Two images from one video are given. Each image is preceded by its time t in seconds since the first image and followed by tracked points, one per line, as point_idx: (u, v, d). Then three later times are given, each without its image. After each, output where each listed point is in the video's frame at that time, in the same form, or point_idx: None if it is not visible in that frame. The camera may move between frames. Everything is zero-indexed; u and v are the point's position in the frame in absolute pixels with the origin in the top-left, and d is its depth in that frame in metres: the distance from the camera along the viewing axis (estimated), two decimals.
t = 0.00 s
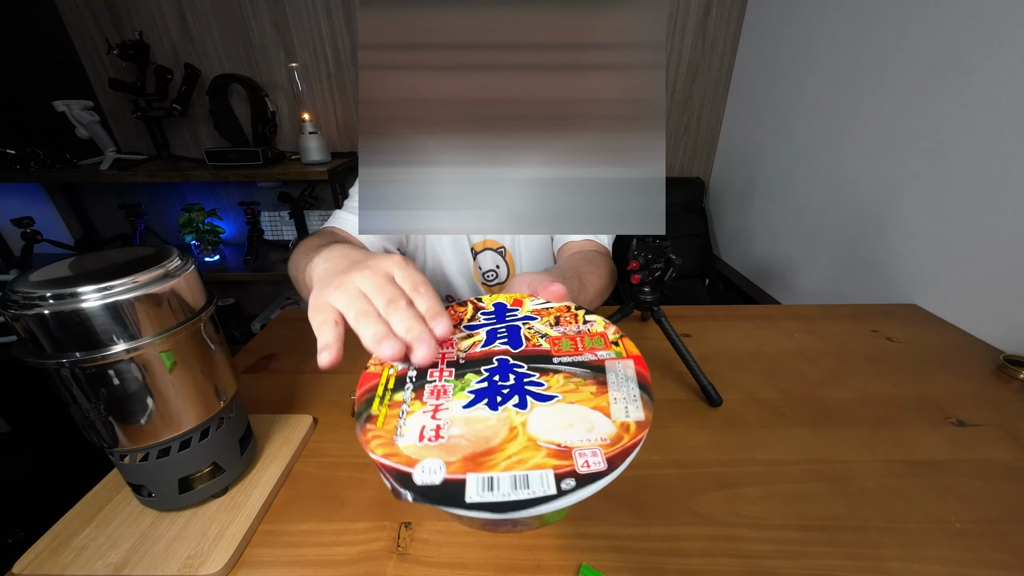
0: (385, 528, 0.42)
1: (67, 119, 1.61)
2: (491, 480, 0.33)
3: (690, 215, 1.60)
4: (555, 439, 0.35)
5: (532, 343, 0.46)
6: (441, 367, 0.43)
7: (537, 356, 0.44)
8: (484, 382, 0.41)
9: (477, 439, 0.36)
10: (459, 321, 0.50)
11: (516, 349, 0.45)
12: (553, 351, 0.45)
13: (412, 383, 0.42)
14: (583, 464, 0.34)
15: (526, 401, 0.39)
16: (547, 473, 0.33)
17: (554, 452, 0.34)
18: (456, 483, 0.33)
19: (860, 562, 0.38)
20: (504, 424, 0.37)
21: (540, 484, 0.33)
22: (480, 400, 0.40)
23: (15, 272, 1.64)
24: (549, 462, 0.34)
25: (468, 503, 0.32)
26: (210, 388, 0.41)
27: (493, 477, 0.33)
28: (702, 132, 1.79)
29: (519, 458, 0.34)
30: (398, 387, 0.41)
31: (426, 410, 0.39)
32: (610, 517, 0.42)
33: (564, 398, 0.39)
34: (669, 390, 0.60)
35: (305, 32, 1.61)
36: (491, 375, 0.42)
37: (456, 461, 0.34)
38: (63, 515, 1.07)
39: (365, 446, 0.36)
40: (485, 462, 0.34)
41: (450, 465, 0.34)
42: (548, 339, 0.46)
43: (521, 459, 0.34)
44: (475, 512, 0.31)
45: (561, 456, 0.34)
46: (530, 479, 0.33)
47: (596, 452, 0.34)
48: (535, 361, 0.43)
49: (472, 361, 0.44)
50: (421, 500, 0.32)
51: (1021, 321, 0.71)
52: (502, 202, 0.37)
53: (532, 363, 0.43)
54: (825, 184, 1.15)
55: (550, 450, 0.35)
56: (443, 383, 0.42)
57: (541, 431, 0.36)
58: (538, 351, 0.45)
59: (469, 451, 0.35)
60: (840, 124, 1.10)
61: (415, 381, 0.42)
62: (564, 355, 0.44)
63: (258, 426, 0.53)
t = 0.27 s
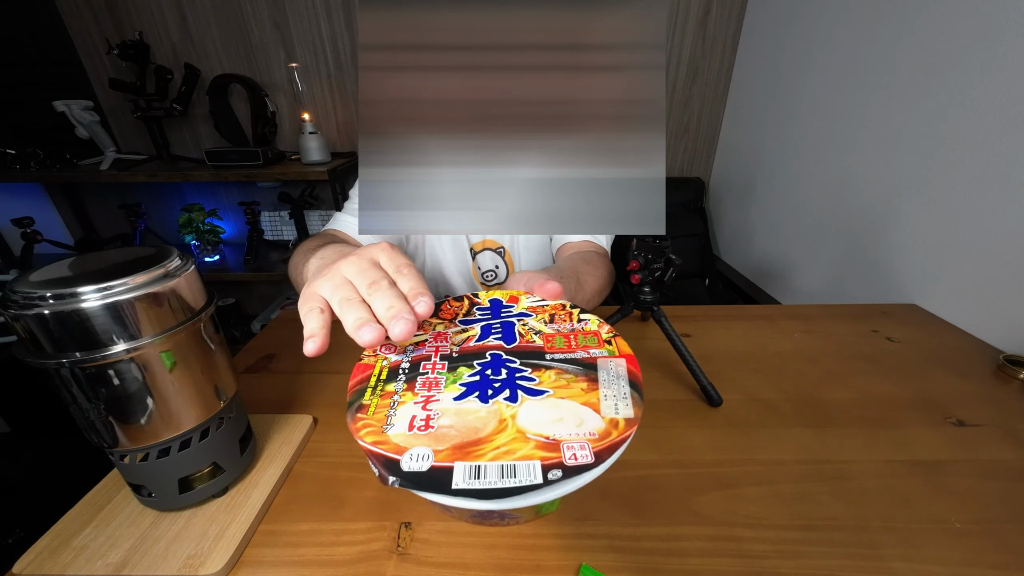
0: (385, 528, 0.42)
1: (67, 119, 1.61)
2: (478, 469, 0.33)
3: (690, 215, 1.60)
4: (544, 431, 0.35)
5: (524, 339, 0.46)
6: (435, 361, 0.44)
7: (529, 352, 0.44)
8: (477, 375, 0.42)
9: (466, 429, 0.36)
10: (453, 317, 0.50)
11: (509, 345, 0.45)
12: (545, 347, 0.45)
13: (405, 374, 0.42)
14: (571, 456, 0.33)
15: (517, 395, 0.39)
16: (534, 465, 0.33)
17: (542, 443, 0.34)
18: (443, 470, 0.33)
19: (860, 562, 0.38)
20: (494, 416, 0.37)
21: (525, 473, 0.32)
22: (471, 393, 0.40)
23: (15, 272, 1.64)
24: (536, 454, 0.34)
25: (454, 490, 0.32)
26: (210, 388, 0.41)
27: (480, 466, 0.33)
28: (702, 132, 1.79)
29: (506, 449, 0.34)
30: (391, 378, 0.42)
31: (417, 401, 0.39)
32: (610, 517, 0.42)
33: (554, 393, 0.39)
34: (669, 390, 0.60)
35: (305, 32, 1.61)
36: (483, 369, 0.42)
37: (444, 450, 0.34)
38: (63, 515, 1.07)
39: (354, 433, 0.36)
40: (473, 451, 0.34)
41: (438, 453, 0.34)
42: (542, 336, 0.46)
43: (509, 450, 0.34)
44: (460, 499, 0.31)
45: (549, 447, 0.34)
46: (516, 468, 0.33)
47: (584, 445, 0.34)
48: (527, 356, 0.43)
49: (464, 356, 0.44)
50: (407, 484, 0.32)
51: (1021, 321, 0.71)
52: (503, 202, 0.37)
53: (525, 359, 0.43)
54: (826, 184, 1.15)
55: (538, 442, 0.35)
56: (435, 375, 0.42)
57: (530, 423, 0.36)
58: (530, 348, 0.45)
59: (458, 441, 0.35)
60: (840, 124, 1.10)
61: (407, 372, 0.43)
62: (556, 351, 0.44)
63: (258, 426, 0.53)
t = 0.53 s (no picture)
0: (385, 528, 0.42)
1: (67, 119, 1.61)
2: (473, 467, 0.33)
3: (690, 215, 1.60)
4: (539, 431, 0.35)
5: (521, 340, 0.46)
6: (431, 361, 0.44)
7: (525, 352, 0.44)
8: (472, 376, 0.42)
9: (462, 429, 0.36)
10: (450, 318, 0.50)
11: (505, 345, 0.45)
12: (541, 348, 0.45)
13: (401, 375, 0.42)
14: (565, 456, 0.33)
15: (512, 395, 0.39)
16: (529, 464, 0.33)
17: (537, 443, 0.34)
18: (438, 469, 0.33)
19: (860, 562, 0.38)
20: (489, 416, 0.37)
21: (520, 472, 0.32)
22: (467, 394, 0.40)
23: (15, 272, 1.64)
24: (531, 453, 0.34)
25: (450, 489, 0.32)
26: (210, 388, 0.41)
27: (476, 465, 0.33)
28: (702, 132, 1.79)
29: (501, 449, 0.34)
30: (388, 379, 0.42)
31: (413, 402, 0.39)
32: (610, 517, 0.42)
33: (550, 393, 0.39)
34: (669, 390, 0.60)
35: (305, 32, 1.61)
36: (479, 369, 0.42)
37: (439, 449, 0.34)
38: (63, 515, 1.07)
39: (350, 434, 0.36)
40: (468, 451, 0.34)
41: (433, 453, 0.34)
42: (538, 336, 0.46)
43: (504, 450, 0.34)
44: (457, 498, 0.31)
45: (543, 447, 0.34)
46: (511, 468, 0.33)
47: (578, 445, 0.34)
48: (523, 357, 0.43)
49: (460, 357, 0.44)
50: (403, 483, 0.32)
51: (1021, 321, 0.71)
52: (502, 201, 0.37)
53: (520, 359, 0.43)
54: (826, 184, 1.15)
55: (533, 442, 0.35)
56: (431, 375, 0.42)
57: (525, 423, 0.36)
58: (526, 348, 0.45)
59: (454, 440, 0.35)
60: (839, 124, 1.10)
61: (404, 372, 0.43)
62: (552, 352, 0.44)
63: (259, 426, 0.53)
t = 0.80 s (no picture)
0: (385, 528, 0.42)
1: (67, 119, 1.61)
2: (471, 462, 0.33)
3: (690, 215, 1.60)
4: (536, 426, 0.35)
5: (518, 338, 0.46)
6: (430, 359, 0.44)
7: (522, 349, 0.44)
8: (470, 373, 0.42)
9: (460, 425, 0.36)
10: (448, 316, 0.50)
11: (503, 343, 0.45)
12: (539, 345, 0.45)
13: (400, 373, 0.42)
14: (562, 449, 0.34)
15: (510, 391, 0.39)
16: (527, 457, 0.33)
17: (534, 437, 0.34)
18: (437, 463, 0.33)
19: (860, 562, 0.38)
20: (487, 411, 0.37)
21: (517, 465, 0.33)
22: (465, 390, 0.40)
23: (15, 272, 1.64)
24: (529, 447, 0.34)
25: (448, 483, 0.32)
26: (210, 387, 0.41)
27: (474, 459, 0.33)
28: (702, 132, 1.79)
29: (498, 443, 0.34)
30: (387, 377, 0.42)
31: (412, 399, 0.39)
32: (610, 517, 0.42)
33: (547, 389, 0.39)
34: (668, 390, 0.60)
35: (305, 32, 1.61)
36: (477, 366, 0.42)
37: (437, 444, 0.35)
38: (63, 515, 1.07)
39: (350, 430, 0.36)
40: (466, 446, 0.34)
41: (432, 448, 0.34)
42: (535, 334, 0.46)
43: (502, 444, 0.34)
44: (454, 491, 0.32)
45: (541, 441, 0.34)
46: (508, 461, 0.33)
47: (575, 438, 0.34)
48: (520, 354, 0.43)
49: (459, 356, 0.44)
50: (402, 477, 0.32)
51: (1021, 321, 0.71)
52: (502, 200, 0.37)
53: (518, 356, 0.43)
54: (826, 185, 1.15)
55: (531, 436, 0.35)
56: (430, 373, 0.42)
57: (523, 418, 0.36)
58: (524, 346, 0.45)
59: (452, 435, 0.35)
60: (839, 124, 1.10)
61: (403, 370, 0.43)
62: (549, 349, 0.44)
63: (259, 426, 0.53)
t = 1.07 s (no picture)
0: (385, 528, 0.42)
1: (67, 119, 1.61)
2: (480, 454, 0.33)
3: (690, 215, 1.60)
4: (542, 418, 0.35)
5: (522, 334, 0.46)
6: (435, 355, 0.44)
7: (526, 345, 0.44)
8: (477, 368, 0.42)
9: (468, 419, 0.36)
10: (452, 313, 0.50)
11: (507, 339, 0.45)
12: (543, 341, 0.45)
13: (406, 369, 0.42)
14: (569, 441, 0.34)
15: (515, 385, 0.39)
16: (534, 449, 0.33)
17: (541, 430, 0.34)
18: (446, 456, 0.33)
19: (860, 563, 0.38)
20: (495, 405, 0.37)
21: (525, 456, 0.33)
22: (471, 384, 0.40)
23: (15, 272, 1.64)
24: (536, 439, 0.34)
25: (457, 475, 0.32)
26: (210, 387, 0.41)
27: (483, 451, 0.33)
28: (702, 132, 1.79)
29: (505, 436, 0.34)
30: (393, 373, 0.42)
31: (419, 393, 0.39)
32: (610, 517, 0.42)
33: (552, 383, 0.39)
34: (669, 390, 0.60)
35: (305, 32, 1.61)
36: (482, 362, 0.42)
37: (446, 437, 0.35)
38: (63, 515, 1.07)
39: (358, 425, 0.36)
40: (475, 439, 0.34)
41: (441, 441, 0.34)
42: (539, 330, 0.46)
43: (510, 436, 0.34)
44: (464, 483, 0.32)
45: (548, 433, 0.34)
46: (515, 452, 0.33)
47: (581, 430, 0.34)
48: (525, 349, 0.43)
49: (463, 352, 0.44)
50: (412, 471, 0.32)
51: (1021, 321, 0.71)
52: (501, 198, 0.37)
53: (523, 352, 0.43)
54: (826, 184, 1.15)
55: (537, 429, 0.35)
56: (436, 369, 0.42)
57: (530, 411, 0.36)
58: (529, 341, 0.45)
59: (460, 429, 0.35)
60: (839, 124, 1.10)
61: (409, 366, 0.43)
62: (553, 345, 0.44)
63: (259, 426, 0.53)
